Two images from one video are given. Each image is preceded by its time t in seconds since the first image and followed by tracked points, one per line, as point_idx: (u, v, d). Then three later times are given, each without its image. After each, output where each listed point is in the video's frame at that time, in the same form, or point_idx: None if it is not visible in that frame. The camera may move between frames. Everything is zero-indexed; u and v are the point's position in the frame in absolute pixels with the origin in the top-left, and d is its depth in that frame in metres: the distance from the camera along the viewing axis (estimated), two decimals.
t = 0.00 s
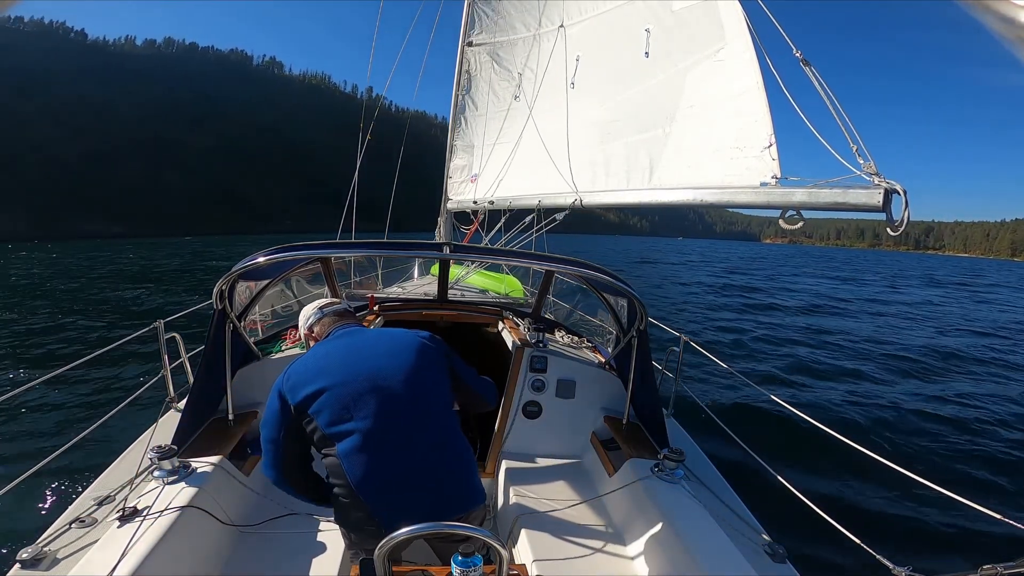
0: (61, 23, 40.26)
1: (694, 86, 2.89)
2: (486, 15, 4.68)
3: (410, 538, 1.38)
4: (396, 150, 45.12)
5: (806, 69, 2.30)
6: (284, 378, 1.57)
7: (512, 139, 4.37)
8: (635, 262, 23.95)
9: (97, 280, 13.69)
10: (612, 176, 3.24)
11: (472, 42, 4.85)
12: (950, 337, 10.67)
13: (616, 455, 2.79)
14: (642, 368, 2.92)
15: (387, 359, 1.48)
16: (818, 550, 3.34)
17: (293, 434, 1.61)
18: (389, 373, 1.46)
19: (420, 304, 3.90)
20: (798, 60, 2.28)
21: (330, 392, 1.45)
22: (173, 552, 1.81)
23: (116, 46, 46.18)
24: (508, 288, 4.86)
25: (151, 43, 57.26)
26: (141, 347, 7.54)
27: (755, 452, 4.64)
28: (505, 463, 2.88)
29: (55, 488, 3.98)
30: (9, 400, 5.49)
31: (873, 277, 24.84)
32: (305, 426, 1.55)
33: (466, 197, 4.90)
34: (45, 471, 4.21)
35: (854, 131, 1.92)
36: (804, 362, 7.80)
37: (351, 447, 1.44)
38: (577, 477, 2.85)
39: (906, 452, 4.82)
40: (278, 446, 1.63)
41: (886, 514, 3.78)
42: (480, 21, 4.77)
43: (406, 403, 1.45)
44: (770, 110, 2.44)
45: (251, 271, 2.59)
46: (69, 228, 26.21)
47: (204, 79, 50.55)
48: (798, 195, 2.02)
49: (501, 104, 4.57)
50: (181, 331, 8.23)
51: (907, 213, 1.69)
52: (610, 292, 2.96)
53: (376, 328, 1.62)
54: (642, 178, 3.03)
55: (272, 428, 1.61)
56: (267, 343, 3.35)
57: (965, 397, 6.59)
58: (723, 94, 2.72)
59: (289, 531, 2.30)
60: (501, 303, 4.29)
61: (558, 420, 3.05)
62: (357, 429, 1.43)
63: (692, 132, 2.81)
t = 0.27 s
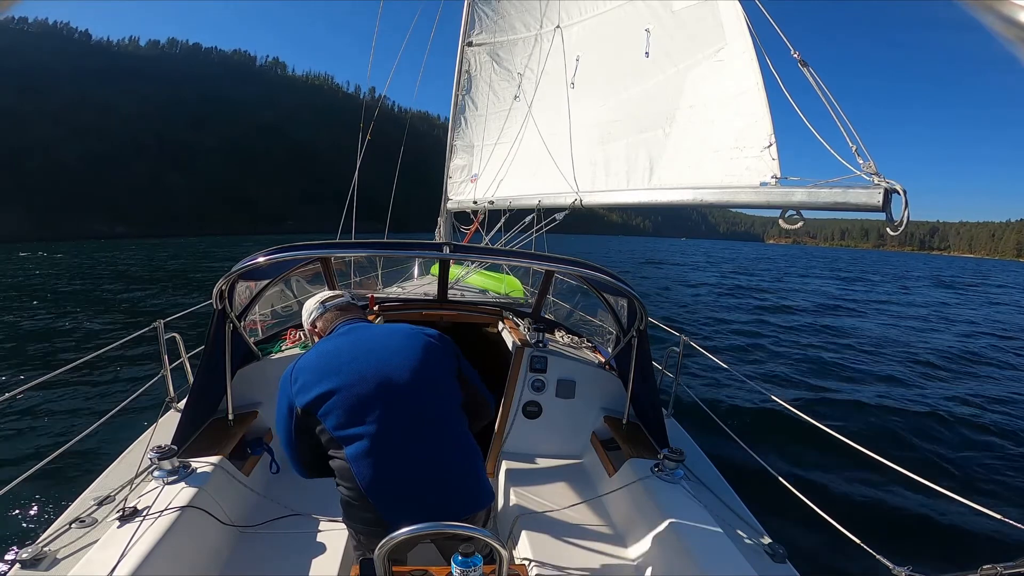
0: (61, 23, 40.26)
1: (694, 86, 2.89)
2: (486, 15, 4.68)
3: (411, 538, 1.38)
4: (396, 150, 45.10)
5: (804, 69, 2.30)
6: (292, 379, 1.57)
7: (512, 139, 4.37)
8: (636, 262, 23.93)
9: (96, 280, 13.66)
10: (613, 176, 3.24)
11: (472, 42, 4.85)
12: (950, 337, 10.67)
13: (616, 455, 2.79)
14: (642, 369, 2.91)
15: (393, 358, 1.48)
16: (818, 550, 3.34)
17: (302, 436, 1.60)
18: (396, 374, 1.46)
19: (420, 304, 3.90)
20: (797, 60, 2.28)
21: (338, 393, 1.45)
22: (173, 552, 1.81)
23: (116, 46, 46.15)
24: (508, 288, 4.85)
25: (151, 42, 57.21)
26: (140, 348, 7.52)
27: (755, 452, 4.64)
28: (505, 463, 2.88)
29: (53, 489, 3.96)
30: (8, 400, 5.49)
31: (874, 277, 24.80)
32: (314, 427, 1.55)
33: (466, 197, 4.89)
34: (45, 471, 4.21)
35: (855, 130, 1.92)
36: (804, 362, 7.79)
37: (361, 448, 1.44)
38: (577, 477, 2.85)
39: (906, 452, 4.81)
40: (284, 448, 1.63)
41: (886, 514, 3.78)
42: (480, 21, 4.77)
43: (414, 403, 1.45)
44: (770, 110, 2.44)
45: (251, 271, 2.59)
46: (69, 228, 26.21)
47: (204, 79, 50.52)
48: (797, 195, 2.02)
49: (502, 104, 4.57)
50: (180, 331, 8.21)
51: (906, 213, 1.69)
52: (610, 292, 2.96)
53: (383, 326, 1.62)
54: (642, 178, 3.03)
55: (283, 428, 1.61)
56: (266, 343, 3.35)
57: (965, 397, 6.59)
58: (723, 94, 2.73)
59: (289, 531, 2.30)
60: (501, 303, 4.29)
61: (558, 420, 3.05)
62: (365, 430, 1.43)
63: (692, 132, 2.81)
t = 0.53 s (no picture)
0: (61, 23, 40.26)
1: (694, 86, 2.89)
2: (485, 15, 4.68)
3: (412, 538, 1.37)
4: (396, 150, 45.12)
5: (804, 69, 2.30)
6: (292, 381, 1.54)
7: (512, 139, 4.37)
8: (636, 262, 23.92)
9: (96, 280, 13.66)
10: (612, 176, 3.24)
11: (471, 42, 4.85)
12: (950, 337, 10.67)
13: (616, 455, 2.79)
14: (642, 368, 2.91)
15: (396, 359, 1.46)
16: (818, 550, 3.34)
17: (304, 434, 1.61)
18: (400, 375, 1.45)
19: (420, 305, 3.90)
20: (796, 60, 2.28)
21: (344, 398, 1.43)
22: (173, 552, 1.81)
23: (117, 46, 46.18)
24: (508, 288, 4.86)
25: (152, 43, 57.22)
26: (140, 348, 7.53)
27: (755, 452, 4.63)
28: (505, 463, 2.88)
29: (53, 489, 3.97)
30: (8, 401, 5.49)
31: (874, 278, 24.77)
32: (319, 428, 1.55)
33: (466, 196, 4.89)
34: (44, 471, 4.21)
35: (854, 130, 1.92)
36: (804, 362, 7.79)
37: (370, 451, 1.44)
38: (577, 477, 2.85)
39: (907, 452, 4.81)
40: (287, 449, 1.63)
41: (887, 514, 3.78)
42: (480, 21, 4.77)
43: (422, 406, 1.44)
44: (770, 110, 2.44)
45: (251, 271, 2.59)
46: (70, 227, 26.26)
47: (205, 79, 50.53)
48: (797, 195, 2.02)
49: (502, 104, 4.57)
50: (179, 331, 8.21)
51: (906, 212, 1.69)
52: (610, 292, 2.96)
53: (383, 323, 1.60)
54: (642, 178, 3.02)
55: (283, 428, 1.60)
56: (266, 344, 3.35)
57: (965, 397, 6.59)
58: (723, 94, 2.72)
59: (289, 531, 2.30)
60: (501, 303, 4.29)
61: (558, 420, 3.05)
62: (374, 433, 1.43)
63: (692, 132, 2.80)
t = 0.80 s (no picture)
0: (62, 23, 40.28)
1: (694, 86, 2.89)
2: (485, 15, 4.68)
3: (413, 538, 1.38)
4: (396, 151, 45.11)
5: (803, 69, 2.30)
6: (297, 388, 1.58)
7: (512, 139, 4.37)
8: (637, 263, 23.91)
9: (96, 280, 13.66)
10: (612, 176, 3.24)
11: (471, 42, 4.85)
12: (951, 339, 10.65)
13: (616, 455, 2.79)
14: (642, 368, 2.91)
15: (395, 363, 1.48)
16: (818, 550, 3.34)
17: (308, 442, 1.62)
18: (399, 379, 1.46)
19: (420, 305, 3.90)
20: (795, 60, 2.28)
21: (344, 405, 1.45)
22: (173, 551, 1.81)
23: (117, 46, 46.25)
24: (508, 288, 4.86)
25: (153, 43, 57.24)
26: (142, 348, 7.55)
27: (754, 452, 4.64)
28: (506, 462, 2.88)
29: (53, 488, 3.98)
30: (9, 401, 5.49)
31: (875, 279, 24.75)
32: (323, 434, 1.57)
33: (466, 196, 4.89)
34: (44, 471, 4.20)
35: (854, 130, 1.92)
36: (805, 362, 7.79)
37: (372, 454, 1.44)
38: (576, 477, 2.85)
39: (908, 453, 4.81)
40: (292, 458, 1.65)
41: (886, 514, 3.78)
42: (480, 21, 4.77)
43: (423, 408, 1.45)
44: (770, 110, 2.44)
45: (251, 272, 2.59)
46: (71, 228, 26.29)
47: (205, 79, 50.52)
48: (797, 195, 2.02)
49: (502, 104, 4.57)
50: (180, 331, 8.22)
51: (906, 212, 1.69)
52: (610, 293, 2.96)
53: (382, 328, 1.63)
54: (642, 178, 3.02)
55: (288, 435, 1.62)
56: (266, 344, 3.35)
57: (966, 397, 6.58)
58: (723, 94, 2.72)
59: (289, 531, 2.30)
60: (501, 303, 4.30)
61: (558, 419, 3.05)
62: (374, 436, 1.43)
63: (692, 132, 2.81)
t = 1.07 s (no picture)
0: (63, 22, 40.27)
1: (694, 86, 2.89)
2: (485, 15, 4.68)
3: (412, 537, 1.38)
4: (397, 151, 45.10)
5: (804, 69, 2.30)
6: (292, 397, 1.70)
7: (512, 138, 4.37)
8: (637, 264, 23.89)
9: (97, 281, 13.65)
10: (613, 176, 3.24)
11: (471, 42, 4.85)
12: (953, 340, 10.64)
13: (616, 455, 2.80)
14: (642, 368, 2.91)
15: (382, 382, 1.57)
16: (818, 549, 3.34)
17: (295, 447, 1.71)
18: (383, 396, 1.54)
19: (420, 304, 3.90)
20: (797, 60, 2.28)
21: (326, 412, 1.55)
22: (173, 551, 1.81)
23: (118, 46, 46.21)
24: (508, 288, 4.85)
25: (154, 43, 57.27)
26: (142, 348, 7.53)
27: (755, 452, 4.63)
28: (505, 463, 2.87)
29: (51, 488, 3.97)
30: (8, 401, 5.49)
31: (876, 280, 24.71)
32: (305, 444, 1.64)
33: (466, 196, 4.89)
34: (45, 471, 4.21)
35: (854, 131, 1.92)
36: (805, 363, 7.79)
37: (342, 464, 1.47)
38: (577, 477, 2.85)
39: (909, 454, 4.80)
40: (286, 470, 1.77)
41: (887, 515, 3.77)
42: (480, 21, 4.77)
43: (396, 426, 1.48)
44: (770, 110, 2.44)
45: (251, 272, 2.59)
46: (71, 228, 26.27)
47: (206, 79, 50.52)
48: (797, 196, 2.02)
49: (502, 104, 4.57)
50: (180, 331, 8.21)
51: (906, 213, 1.69)
52: (610, 292, 2.96)
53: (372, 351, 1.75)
54: (642, 178, 3.02)
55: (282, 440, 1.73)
56: (266, 343, 3.35)
57: (966, 398, 6.57)
58: (722, 95, 2.73)
59: (288, 531, 2.30)
60: (501, 303, 4.30)
61: (558, 419, 3.05)
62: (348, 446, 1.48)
63: (692, 132, 2.81)
